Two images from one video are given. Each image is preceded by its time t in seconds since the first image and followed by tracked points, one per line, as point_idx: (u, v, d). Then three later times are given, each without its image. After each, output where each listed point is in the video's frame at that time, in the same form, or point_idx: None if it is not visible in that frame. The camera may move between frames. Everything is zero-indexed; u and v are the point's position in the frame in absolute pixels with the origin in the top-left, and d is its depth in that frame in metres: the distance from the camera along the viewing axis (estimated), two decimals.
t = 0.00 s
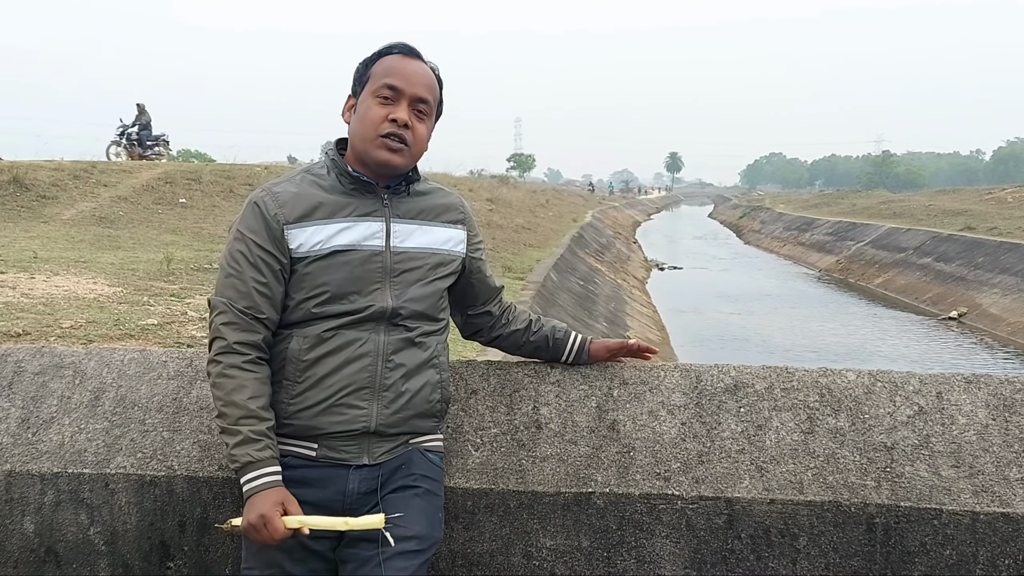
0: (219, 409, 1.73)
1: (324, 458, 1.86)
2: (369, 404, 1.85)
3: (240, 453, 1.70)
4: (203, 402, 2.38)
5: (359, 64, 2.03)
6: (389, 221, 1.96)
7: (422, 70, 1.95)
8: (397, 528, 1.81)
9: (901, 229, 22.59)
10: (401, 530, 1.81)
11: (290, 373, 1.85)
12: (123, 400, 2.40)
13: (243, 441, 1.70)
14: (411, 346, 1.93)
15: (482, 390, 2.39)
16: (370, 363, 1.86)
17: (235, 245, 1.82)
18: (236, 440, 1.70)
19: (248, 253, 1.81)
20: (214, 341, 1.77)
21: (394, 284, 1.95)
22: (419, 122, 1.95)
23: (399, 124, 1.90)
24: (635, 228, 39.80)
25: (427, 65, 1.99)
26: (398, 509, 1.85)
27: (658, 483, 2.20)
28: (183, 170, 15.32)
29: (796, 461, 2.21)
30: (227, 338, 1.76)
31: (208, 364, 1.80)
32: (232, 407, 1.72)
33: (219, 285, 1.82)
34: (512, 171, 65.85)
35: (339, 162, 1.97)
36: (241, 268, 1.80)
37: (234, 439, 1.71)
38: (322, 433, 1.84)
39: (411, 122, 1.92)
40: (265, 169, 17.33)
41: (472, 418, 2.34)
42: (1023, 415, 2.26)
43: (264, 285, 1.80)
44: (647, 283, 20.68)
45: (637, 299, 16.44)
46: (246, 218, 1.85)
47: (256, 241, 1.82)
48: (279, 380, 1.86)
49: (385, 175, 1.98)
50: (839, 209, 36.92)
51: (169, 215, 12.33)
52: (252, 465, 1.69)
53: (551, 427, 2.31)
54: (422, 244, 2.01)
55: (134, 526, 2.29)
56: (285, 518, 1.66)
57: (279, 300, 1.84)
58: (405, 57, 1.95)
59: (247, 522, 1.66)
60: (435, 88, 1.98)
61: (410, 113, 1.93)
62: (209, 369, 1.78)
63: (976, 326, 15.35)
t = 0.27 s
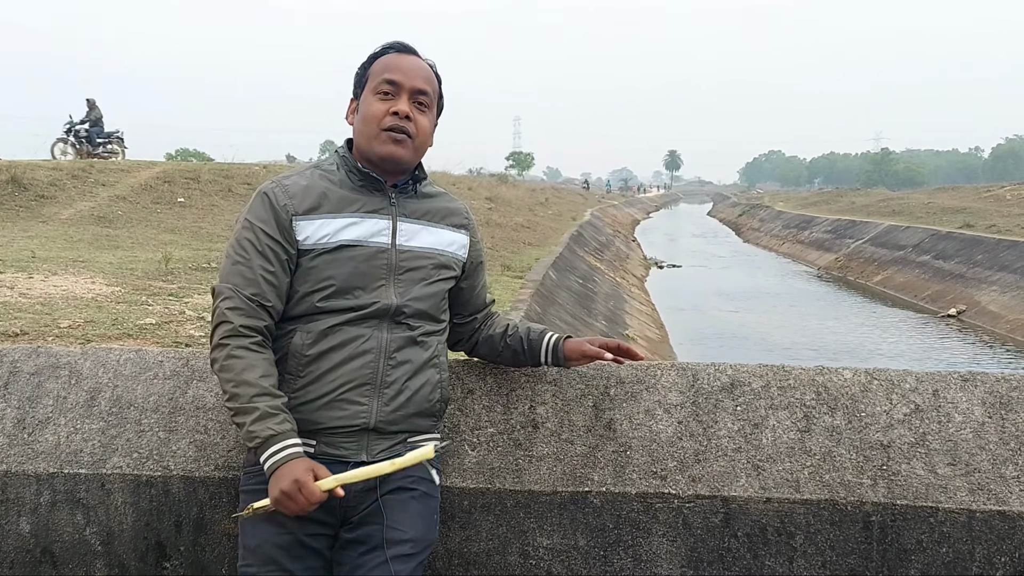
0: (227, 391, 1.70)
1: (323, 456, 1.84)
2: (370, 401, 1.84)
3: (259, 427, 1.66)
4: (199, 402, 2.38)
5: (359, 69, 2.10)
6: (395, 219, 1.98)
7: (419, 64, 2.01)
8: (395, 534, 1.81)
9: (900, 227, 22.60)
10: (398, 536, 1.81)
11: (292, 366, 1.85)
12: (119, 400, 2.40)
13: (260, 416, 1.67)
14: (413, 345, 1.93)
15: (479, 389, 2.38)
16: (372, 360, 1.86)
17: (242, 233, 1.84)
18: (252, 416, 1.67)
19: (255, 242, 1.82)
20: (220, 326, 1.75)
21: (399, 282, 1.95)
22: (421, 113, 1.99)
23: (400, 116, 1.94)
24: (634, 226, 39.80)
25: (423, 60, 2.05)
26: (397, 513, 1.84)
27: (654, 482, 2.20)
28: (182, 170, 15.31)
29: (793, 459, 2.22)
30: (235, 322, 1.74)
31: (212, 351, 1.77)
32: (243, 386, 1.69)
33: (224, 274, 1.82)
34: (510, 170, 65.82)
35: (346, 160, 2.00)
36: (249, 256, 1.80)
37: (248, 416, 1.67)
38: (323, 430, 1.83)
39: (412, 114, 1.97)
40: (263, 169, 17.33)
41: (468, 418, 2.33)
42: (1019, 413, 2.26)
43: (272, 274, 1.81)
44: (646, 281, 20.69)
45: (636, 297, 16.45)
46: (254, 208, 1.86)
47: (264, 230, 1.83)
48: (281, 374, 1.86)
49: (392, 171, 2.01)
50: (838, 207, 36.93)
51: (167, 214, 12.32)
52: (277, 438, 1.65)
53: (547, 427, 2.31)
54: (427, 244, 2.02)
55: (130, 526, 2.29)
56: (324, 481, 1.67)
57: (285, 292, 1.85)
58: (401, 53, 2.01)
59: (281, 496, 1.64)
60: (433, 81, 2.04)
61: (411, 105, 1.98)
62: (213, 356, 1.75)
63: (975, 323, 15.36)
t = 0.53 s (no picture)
0: (246, 367, 1.74)
1: (310, 448, 1.87)
2: (358, 396, 1.84)
3: (294, 386, 1.70)
4: (200, 401, 2.38)
5: (359, 69, 2.12)
6: (389, 217, 1.98)
7: (417, 62, 2.03)
8: (383, 532, 1.82)
9: (901, 225, 22.57)
10: (386, 534, 1.82)
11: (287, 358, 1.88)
12: (120, 399, 2.41)
13: (293, 376, 1.71)
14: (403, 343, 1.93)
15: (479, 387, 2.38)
16: (361, 356, 1.86)
17: (247, 224, 1.89)
18: (284, 379, 1.71)
19: (259, 231, 1.87)
20: (227, 309, 1.78)
21: (391, 280, 1.95)
22: (421, 112, 2.02)
23: (400, 115, 1.98)
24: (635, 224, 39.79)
25: (423, 57, 2.07)
26: (386, 513, 1.85)
27: (654, 480, 2.20)
28: (182, 169, 15.31)
29: (792, 457, 2.22)
30: (243, 305, 1.78)
31: (218, 338, 1.79)
32: (264, 359, 1.73)
33: (228, 263, 1.86)
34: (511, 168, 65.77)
35: (348, 159, 2.03)
36: (253, 244, 1.86)
37: (280, 379, 1.71)
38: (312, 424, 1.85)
39: (412, 112, 2.00)
40: (264, 168, 17.33)
41: (468, 415, 2.32)
42: (1018, 411, 2.26)
43: (273, 263, 1.86)
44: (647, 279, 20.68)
45: (637, 295, 16.45)
46: (257, 201, 1.93)
47: (266, 221, 1.89)
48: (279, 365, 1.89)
49: (394, 170, 2.05)
50: (839, 204, 36.90)
51: (168, 213, 12.32)
52: (316, 392, 1.70)
53: (547, 425, 2.31)
54: (423, 244, 2.02)
55: (131, 525, 2.30)
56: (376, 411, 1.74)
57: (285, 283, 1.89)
58: (400, 52, 2.04)
59: (342, 437, 1.66)
60: (432, 77, 2.06)
61: (411, 104, 2.00)
62: (223, 340, 1.78)
63: (976, 321, 15.36)
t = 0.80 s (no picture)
0: (244, 360, 1.75)
1: (304, 441, 1.88)
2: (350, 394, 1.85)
3: (295, 373, 1.73)
4: (199, 401, 2.39)
5: (354, 70, 2.14)
6: (383, 215, 1.98)
7: (411, 62, 2.05)
8: (375, 530, 1.82)
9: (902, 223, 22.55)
10: (378, 532, 1.81)
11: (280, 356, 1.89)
12: (120, 399, 2.41)
13: (298, 363, 1.75)
14: (396, 340, 1.93)
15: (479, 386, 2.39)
16: (354, 353, 1.87)
17: (240, 224, 1.91)
18: (286, 367, 1.74)
19: (252, 229, 1.89)
20: (221, 306, 1.79)
21: (384, 279, 1.95)
22: (413, 111, 2.03)
23: (391, 114, 1.99)
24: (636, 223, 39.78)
25: (417, 58, 2.09)
26: (380, 511, 1.85)
27: (654, 478, 2.20)
28: (183, 168, 15.31)
29: (792, 456, 2.22)
30: (237, 302, 1.80)
31: (212, 335, 1.80)
32: (263, 351, 1.75)
33: (222, 262, 1.88)
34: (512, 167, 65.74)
35: (342, 158, 2.04)
36: (247, 243, 1.87)
37: (282, 368, 1.74)
38: (305, 417, 1.87)
39: (403, 112, 2.01)
40: (265, 167, 17.33)
41: (468, 414, 2.33)
42: (1019, 409, 2.26)
43: (266, 261, 1.87)
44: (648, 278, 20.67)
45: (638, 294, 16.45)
46: (251, 200, 1.95)
47: (259, 220, 1.91)
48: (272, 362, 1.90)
49: (386, 169, 2.05)
50: (840, 203, 36.87)
51: (169, 213, 12.33)
52: (317, 378, 1.73)
53: (547, 424, 2.31)
54: (417, 242, 2.02)
55: (131, 524, 2.30)
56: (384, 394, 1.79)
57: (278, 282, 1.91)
58: (393, 52, 2.05)
59: (356, 414, 1.70)
60: (426, 78, 2.07)
61: (402, 103, 2.01)
62: (217, 336, 1.78)
63: (977, 319, 15.34)
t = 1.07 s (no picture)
0: (248, 358, 1.75)
1: (304, 443, 1.88)
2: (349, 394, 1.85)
3: (303, 369, 1.74)
4: (199, 400, 2.39)
5: (346, 70, 2.12)
6: (380, 216, 1.98)
7: (401, 63, 2.03)
8: (375, 530, 1.82)
9: (904, 220, 22.52)
10: (378, 532, 1.81)
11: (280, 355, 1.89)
12: (120, 398, 2.41)
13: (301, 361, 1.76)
14: (394, 341, 1.93)
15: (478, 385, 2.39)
16: (353, 353, 1.87)
17: (240, 223, 1.91)
18: (291, 363, 1.74)
19: (252, 229, 1.89)
20: (222, 306, 1.79)
21: (382, 279, 1.95)
22: (405, 113, 2.02)
23: (383, 119, 1.98)
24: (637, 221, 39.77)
25: (407, 57, 2.07)
26: (380, 512, 1.85)
27: (653, 477, 2.19)
28: (185, 167, 15.32)
29: (792, 454, 2.21)
30: (239, 301, 1.80)
31: (212, 333, 1.80)
32: (267, 348, 1.75)
33: (222, 262, 1.88)
34: (513, 166, 65.71)
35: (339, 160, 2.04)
36: (247, 243, 1.88)
37: (287, 364, 1.74)
38: (304, 418, 1.87)
39: (395, 114, 2.00)
40: (266, 166, 17.33)
41: (467, 414, 2.33)
42: (1019, 407, 2.26)
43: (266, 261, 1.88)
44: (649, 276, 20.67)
45: (639, 292, 16.44)
46: (250, 199, 1.95)
47: (259, 220, 1.91)
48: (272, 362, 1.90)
49: (382, 172, 2.05)
50: (842, 201, 36.81)
51: (170, 212, 12.33)
52: (324, 373, 1.75)
53: (547, 422, 2.31)
54: (415, 243, 2.01)
55: (131, 524, 2.30)
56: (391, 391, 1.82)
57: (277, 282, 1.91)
58: (384, 54, 2.04)
59: (368, 408, 1.73)
60: (417, 77, 2.05)
61: (394, 106, 2.01)
62: (218, 334, 1.78)
63: (979, 317, 15.32)
